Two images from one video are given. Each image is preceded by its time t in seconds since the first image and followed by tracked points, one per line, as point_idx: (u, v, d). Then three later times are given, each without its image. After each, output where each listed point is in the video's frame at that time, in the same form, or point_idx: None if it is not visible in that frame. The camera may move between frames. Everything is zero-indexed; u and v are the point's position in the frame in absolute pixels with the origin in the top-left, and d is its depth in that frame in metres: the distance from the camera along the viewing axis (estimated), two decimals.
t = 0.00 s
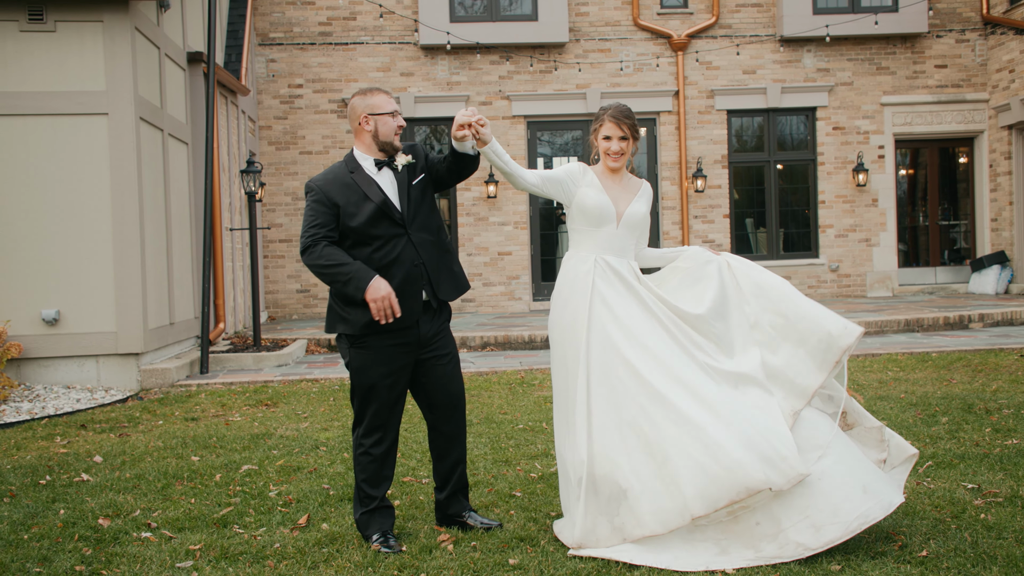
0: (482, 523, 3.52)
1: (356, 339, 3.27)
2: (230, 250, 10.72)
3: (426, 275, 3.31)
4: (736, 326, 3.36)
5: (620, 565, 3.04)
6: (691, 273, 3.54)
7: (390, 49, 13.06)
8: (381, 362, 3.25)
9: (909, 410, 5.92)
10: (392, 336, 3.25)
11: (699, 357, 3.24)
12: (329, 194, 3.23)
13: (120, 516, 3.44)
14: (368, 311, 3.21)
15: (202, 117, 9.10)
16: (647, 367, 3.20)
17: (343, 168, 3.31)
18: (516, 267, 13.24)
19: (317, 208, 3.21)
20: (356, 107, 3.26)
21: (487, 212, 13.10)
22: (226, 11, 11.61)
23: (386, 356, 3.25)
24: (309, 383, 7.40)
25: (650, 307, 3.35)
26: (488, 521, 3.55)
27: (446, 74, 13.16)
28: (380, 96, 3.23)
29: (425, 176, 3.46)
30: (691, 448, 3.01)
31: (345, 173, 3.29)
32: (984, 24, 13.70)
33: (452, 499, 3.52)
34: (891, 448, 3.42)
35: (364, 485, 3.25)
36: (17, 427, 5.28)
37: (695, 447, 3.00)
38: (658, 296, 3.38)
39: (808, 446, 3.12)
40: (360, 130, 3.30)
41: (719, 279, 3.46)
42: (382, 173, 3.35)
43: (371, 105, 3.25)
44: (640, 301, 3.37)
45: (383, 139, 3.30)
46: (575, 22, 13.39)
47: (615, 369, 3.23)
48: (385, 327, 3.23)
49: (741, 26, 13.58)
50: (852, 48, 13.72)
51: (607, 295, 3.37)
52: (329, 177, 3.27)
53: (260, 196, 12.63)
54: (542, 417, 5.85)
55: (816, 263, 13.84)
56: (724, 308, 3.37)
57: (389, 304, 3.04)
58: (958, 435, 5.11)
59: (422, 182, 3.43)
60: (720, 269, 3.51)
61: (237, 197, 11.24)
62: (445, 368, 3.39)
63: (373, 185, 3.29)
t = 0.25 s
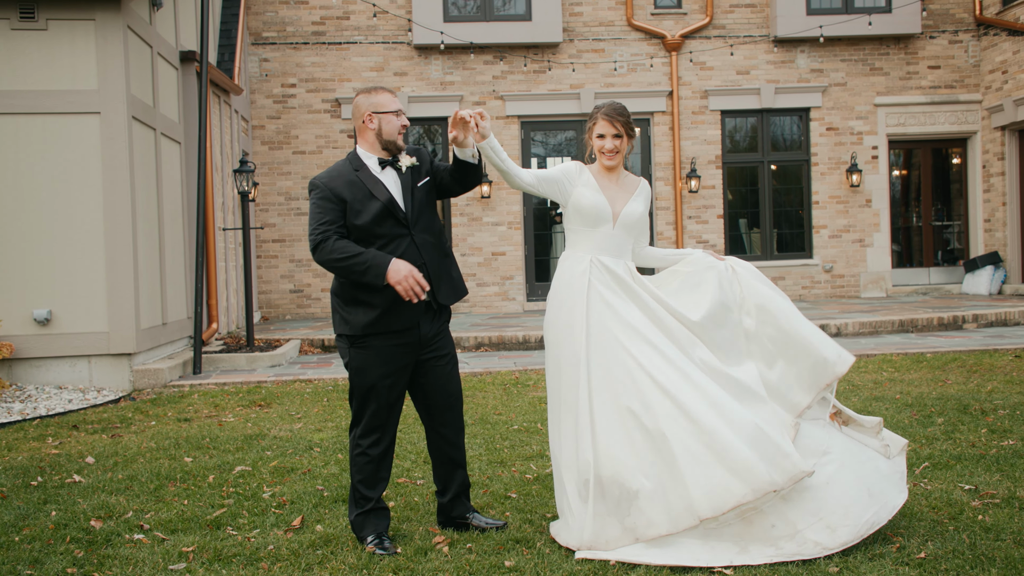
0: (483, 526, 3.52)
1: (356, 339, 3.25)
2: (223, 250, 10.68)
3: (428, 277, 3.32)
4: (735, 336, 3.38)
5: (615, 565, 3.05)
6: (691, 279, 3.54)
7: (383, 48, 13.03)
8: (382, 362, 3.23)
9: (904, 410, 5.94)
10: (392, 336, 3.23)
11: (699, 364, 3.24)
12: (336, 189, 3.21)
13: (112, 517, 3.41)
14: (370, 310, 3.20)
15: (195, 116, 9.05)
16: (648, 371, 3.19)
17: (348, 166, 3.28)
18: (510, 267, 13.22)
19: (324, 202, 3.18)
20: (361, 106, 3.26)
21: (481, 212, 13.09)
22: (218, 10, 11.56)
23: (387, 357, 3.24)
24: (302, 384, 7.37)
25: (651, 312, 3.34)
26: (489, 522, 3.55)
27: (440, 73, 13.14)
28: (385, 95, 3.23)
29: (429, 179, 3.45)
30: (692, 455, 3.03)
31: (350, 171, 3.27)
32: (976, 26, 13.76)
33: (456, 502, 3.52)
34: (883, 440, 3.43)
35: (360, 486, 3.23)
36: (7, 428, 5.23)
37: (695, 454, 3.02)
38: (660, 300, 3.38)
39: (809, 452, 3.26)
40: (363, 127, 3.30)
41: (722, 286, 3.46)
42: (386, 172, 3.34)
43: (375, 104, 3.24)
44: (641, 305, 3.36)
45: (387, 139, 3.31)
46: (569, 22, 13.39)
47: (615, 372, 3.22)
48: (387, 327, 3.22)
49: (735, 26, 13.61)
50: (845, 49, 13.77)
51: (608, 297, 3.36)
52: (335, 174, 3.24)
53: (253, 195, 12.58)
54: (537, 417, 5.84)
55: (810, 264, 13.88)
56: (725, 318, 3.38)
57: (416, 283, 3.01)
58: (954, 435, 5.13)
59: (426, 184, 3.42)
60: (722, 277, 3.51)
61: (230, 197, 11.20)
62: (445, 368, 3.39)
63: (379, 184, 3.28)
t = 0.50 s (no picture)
0: (483, 532, 3.51)
1: (363, 343, 3.23)
2: (221, 254, 10.66)
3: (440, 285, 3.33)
4: (734, 351, 3.41)
5: (610, 569, 3.04)
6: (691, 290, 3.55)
7: (381, 53, 13.04)
8: (389, 367, 3.22)
9: (904, 416, 5.93)
10: (400, 342, 3.23)
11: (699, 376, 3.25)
12: (353, 189, 3.20)
13: (108, 523, 3.38)
14: (379, 315, 3.19)
15: (193, 120, 9.05)
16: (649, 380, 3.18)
17: (361, 168, 3.27)
18: (508, 272, 13.21)
19: (341, 201, 3.16)
20: (371, 109, 3.28)
21: (479, 217, 13.08)
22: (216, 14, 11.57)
23: (394, 362, 3.23)
24: (299, 389, 7.35)
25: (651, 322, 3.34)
26: (489, 529, 3.54)
27: (438, 78, 13.15)
28: (398, 99, 3.28)
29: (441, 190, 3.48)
30: (687, 465, 3.04)
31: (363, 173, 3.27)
32: (975, 30, 13.79)
33: (455, 509, 3.50)
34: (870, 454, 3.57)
35: (360, 492, 3.21)
36: (2, 433, 5.20)
37: (691, 463, 3.03)
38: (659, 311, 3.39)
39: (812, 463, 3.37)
40: (373, 131, 3.32)
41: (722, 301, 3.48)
42: (397, 177, 3.35)
43: (386, 108, 3.27)
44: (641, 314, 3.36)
45: (396, 143, 3.31)
46: (567, 27, 13.41)
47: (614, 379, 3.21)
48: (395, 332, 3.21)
49: (733, 31, 13.64)
50: (844, 53, 13.80)
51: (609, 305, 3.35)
52: (349, 175, 3.23)
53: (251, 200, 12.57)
54: (535, 423, 5.82)
55: (808, 269, 13.88)
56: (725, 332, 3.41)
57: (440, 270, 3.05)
58: (954, 441, 5.12)
59: (437, 195, 3.45)
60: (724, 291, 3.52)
61: (228, 201, 11.19)
62: (450, 374, 3.41)
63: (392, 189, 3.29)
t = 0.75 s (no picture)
0: (479, 535, 3.51)
1: (369, 342, 3.23)
2: (217, 255, 10.64)
3: (447, 290, 3.37)
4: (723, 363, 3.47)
5: (607, 570, 3.04)
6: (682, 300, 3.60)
7: (378, 54, 13.03)
8: (395, 367, 3.23)
9: (902, 418, 5.93)
10: (407, 342, 3.24)
11: (689, 386, 3.28)
12: (369, 186, 3.21)
13: (102, 525, 3.36)
14: (388, 314, 3.20)
15: (189, 121, 9.03)
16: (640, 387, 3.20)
17: (373, 167, 3.28)
18: (505, 274, 13.21)
19: (357, 197, 3.16)
20: (382, 109, 3.31)
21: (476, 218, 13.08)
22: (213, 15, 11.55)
23: (399, 363, 3.24)
24: (296, 390, 7.33)
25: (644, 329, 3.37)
26: (486, 532, 3.53)
27: (435, 79, 13.14)
28: (410, 100, 3.31)
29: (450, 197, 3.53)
30: (668, 471, 3.10)
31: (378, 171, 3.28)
32: (972, 33, 13.82)
33: (452, 510, 3.51)
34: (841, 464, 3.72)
35: (361, 492, 3.20)
36: None
37: (671, 467, 3.10)
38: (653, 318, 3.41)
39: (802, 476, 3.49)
40: (383, 131, 3.35)
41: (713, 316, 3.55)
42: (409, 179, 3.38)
43: (397, 108, 3.30)
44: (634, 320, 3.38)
45: (407, 143, 3.34)
46: (564, 28, 13.41)
47: (605, 383, 3.23)
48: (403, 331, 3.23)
49: (730, 33, 13.66)
50: (840, 56, 13.83)
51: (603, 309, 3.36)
52: (362, 172, 3.23)
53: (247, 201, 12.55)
54: (531, 425, 5.81)
55: (805, 271, 13.91)
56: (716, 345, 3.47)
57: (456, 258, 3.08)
58: (952, 443, 5.12)
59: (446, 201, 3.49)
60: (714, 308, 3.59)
61: (224, 202, 11.16)
62: (452, 376, 3.44)
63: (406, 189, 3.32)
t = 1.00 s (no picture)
0: (479, 535, 3.51)
1: (377, 340, 3.24)
2: (215, 255, 10.64)
3: (456, 292, 3.40)
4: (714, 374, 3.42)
5: (608, 570, 3.05)
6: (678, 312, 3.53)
7: (376, 53, 13.02)
8: (402, 366, 3.24)
9: (902, 417, 5.93)
10: (415, 340, 3.26)
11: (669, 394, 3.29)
12: (386, 182, 3.22)
13: (101, 526, 3.36)
14: (399, 312, 3.21)
15: (187, 120, 9.02)
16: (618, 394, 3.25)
17: (388, 164, 3.29)
18: (504, 273, 13.21)
19: (374, 193, 3.17)
20: (394, 108, 3.33)
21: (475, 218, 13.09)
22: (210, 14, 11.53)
23: (407, 361, 3.25)
24: (295, 390, 7.33)
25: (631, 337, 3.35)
26: (486, 532, 3.54)
27: (433, 78, 13.13)
28: (422, 100, 3.33)
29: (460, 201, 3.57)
30: (636, 475, 3.17)
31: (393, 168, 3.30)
32: (970, 31, 13.82)
33: (453, 510, 3.52)
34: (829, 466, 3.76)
35: (366, 492, 3.20)
36: None
37: (639, 473, 3.17)
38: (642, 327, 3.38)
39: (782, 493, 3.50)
40: (394, 129, 3.36)
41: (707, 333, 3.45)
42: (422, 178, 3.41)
43: (408, 107, 3.32)
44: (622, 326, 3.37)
45: (418, 143, 3.36)
46: (562, 27, 13.40)
47: (585, 385, 3.28)
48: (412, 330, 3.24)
49: (728, 31, 13.66)
50: (839, 54, 13.83)
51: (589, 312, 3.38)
52: (379, 169, 3.25)
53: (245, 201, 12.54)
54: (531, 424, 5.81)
55: (804, 270, 13.91)
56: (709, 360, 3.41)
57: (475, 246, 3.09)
58: (952, 442, 5.12)
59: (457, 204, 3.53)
60: (709, 325, 3.51)
61: (222, 202, 11.15)
62: (457, 376, 3.47)
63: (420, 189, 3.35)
